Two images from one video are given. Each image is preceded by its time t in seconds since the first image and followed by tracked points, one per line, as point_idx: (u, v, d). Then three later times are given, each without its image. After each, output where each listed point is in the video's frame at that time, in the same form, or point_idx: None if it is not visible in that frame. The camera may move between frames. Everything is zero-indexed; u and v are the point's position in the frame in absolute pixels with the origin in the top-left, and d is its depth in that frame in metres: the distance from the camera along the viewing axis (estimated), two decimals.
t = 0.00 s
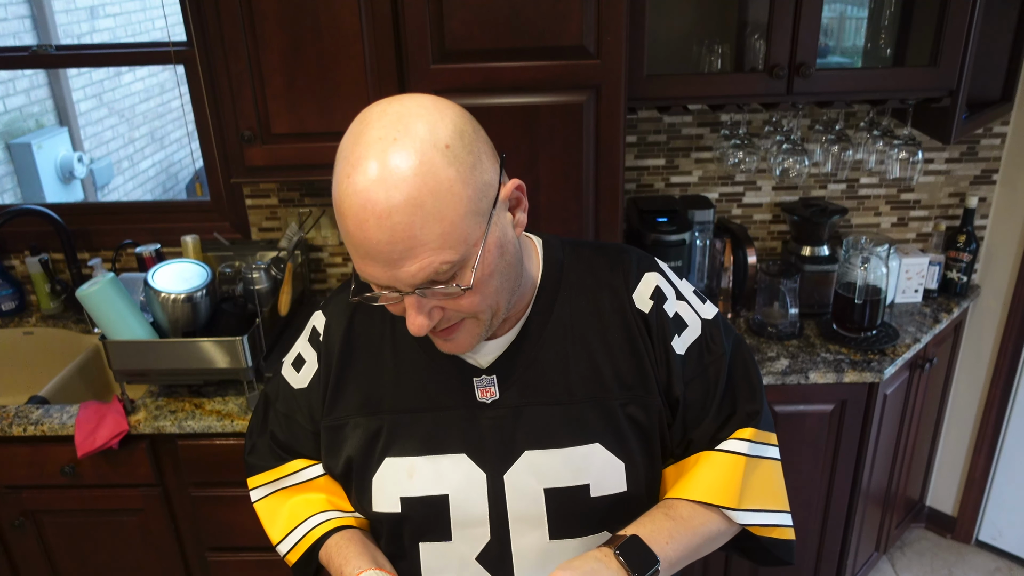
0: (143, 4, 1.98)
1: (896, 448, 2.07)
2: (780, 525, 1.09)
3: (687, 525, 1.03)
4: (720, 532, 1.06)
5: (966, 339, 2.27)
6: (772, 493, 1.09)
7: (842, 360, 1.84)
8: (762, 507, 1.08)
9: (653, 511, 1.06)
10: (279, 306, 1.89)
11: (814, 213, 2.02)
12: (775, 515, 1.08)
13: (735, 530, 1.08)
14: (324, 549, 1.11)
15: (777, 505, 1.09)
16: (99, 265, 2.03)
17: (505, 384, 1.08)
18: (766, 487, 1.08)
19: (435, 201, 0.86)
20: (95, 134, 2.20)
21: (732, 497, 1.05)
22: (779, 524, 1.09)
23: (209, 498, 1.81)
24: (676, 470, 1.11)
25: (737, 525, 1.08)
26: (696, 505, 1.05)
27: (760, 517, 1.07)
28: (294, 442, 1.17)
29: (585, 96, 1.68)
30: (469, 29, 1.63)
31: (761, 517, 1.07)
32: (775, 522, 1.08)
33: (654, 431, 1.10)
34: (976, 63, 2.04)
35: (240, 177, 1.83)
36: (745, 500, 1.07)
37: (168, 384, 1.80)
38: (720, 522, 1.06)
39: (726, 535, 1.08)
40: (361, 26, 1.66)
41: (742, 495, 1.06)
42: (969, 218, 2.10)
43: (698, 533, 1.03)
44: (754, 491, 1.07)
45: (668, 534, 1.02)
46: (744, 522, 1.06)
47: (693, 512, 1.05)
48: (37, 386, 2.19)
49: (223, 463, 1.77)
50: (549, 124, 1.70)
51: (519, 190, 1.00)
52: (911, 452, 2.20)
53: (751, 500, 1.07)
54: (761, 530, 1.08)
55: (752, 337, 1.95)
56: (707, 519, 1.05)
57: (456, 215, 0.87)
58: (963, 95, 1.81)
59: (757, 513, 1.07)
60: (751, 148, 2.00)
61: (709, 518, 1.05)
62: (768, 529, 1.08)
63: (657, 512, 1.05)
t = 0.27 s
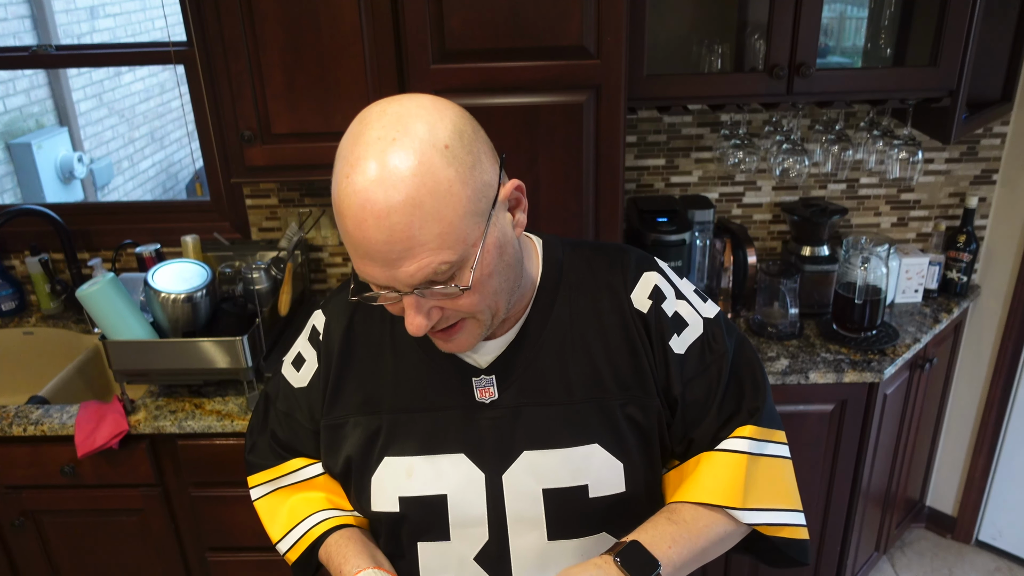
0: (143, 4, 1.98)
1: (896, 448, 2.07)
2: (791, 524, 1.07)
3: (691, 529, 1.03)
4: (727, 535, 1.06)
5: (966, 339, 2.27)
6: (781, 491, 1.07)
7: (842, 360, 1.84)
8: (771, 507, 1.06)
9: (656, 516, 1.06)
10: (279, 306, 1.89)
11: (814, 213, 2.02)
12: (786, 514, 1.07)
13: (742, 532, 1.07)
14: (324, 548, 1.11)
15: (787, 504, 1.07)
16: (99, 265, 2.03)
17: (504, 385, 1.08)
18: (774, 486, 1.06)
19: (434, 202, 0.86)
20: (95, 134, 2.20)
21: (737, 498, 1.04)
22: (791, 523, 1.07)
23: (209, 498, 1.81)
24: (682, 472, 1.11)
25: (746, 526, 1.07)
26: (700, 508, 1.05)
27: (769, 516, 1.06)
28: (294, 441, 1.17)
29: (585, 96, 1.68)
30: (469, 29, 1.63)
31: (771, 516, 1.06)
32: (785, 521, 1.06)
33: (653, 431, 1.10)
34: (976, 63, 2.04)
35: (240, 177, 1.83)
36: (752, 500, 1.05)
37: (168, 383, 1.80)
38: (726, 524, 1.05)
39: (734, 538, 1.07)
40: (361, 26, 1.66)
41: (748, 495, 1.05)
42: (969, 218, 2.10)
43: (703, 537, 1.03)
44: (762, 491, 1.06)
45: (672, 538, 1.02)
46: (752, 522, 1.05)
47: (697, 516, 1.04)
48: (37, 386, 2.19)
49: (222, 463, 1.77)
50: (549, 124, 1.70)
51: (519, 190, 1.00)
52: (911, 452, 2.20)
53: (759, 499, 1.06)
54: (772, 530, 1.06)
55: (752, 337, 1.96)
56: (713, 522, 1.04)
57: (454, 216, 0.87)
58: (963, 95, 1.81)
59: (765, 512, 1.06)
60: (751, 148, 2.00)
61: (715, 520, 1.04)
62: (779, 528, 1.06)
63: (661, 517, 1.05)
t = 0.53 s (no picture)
0: (143, 4, 1.98)
1: (896, 448, 2.07)
2: (795, 520, 1.06)
3: (688, 526, 1.03)
4: (726, 531, 1.05)
5: (966, 339, 2.27)
6: (783, 486, 1.06)
7: (842, 360, 1.84)
8: (774, 502, 1.05)
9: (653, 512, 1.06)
10: (279, 306, 1.89)
11: (814, 213, 2.02)
12: (788, 509, 1.06)
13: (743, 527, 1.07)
14: (325, 549, 1.11)
15: (790, 500, 1.06)
16: (99, 265, 2.03)
17: (501, 384, 1.08)
18: (775, 481, 1.06)
19: (430, 202, 0.86)
20: (95, 134, 2.20)
21: (737, 494, 1.03)
22: (795, 519, 1.06)
23: (209, 498, 1.81)
24: (682, 467, 1.10)
25: (748, 521, 1.06)
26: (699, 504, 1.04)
27: (772, 512, 1.05)
28: (294, 443, 1.17)
29: (584, 96, 1.68)
30: (469, 29, 1.63)
31: (773, 512, 1.05)
32: (789, 517, 1.06)
33: (649, 430, 1.10)
34: (976, 63, 2.04)
35: (240, 177, 1.83)
36: (754, 496, 1.04)
37: (168, 384, 1.80)
38: (725, 521, 1.04)
39: (735, 534, 1.06)
40: (361, 26, 1.66)
41: (748, 491, 1.04)
42: (969, 218, 2.10)
43: (701, 533, 1.03)
44: (762, 486, 1.05)
45: (668, 535, 1.02)
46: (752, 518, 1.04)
47: (695, 512, 1.04)
48: (37, 386, 2.19)
49: (222, 463, 1.77)
50: (549, 124, 1.70)
51: (515, 190, 1.00)
52: (911, 452, 2.20)
53: (760, 495, 1.05)
54: (775, 525, 1.06)
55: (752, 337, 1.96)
56: (711, 518, 1.04)
57: (451, 216, 0.87)
58: (963, 95, 1.81)
59: (767, 508, 1.05)
60: (751, 148, 2.00)
61: (714, 517, 1.04)
62: (783, 523, 1.05)
63: (659, 513, 1.05)
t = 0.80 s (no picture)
0: (143, 4, 1.98)
1: (896, 448, 2.07)
2: (796, 513, 1.05)
3: (688, 524, 1.02)
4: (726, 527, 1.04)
5: (966, 339, 2.27)
6: (784, 478, 1.05)
7: (842, 360, 1.84)
8: (775, 495, 1.04)
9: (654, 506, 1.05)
10: (278, 306, 1.88)
11: (814, 213, 2.02)
12: (789, 501, 1.05)
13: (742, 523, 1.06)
14: (327, 553, 1.11)
15: (792, 492, 1.05)
16: (99, 265, 2.03)
17: (498, 384, 1.08)
18: (776, 473, 1.05)
19: (427, 202, 0.86)
20: (95, 134, 2.20)
21: (739, 485, 1.02)
22: (796, 511, 1.05)
23: (208, 498, 1.81)
24: (682, 461, 1.09)
25: (750, 514, 1.05)
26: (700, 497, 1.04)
27: (773, 504, 1.04)
28: (293, 446, 1.17)
29: (584, 96, 1.68)
30: (469, 29, 1.63)
31: (774, 503, 1.04)
32: (790, 509, 1.05)
33: (645, 428, 1.10)
34: (976, 62, 2.04)
35: (239, 177, 1.83)
36: (755, 488, 1.03)
37: (168, 384, 1.80)
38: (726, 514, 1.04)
39: (734, 529, 1.06)
40: (361, 26, 1.66)
41: (749, 483, 1.03)
42: (969, 218, 2.10)
43: (701, 531, 1.02)
44: (764, 477, 1.04)
45: (669, 533, 1.01)
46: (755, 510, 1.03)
47: (696, 510, 1.03)
48: (37, 386, 2.19)
49: (221, 463, 1.77)
50: (549, 124, 1.70)
51: (511, 188, 1.00)
52: (911, 452, 2.20)
53: (761, 487, 1.04)
54: (776, 517, 1.05)
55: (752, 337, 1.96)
56: (711, 514, 1.03)
57: (448, 216, 0.87)
58: (963, 95, 1.81)
59: (769, 500, 1.04)
60: (751, 148, 2.00)
61: (714, 512, 1.03)
62: (784, 515, 1.04)
63: (660, 507, 1.04)
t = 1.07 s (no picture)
0: (143, 4, 1.98)
1: (895, 448, 2.07)
2: (798, 504, 1.04)
3: (698, 509, 1.00)
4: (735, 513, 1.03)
5: (966, 339, 2.27)
6: (787, 468, 1.05)
7: (842, 360, 1.83)
8: (779, 484, 1.04)
9: (659, 495, 1.03)
10: (278, 307, 1.89)
11: (814, 213, 2.02)
12: (793, 492, 1.04)
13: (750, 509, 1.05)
14: (325, 557, 1.10)
15: (795, 483, 1.05)
16: (99, 265, 2.03)
17: (497, 384, 1.08)
18: (780, 463, 1.04)
19: (422, 200, 0.86)
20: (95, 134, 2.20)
21: (745, 471, 1.01)
22: (798, 503, 1.04)
23: (208, 498, 1.81)
24: (685, 453, 1.08)
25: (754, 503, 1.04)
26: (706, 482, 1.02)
27: (778, 493, 1.03)
28: (290, 446, 1.17)
29: (584, 96, 1.68)
30: (469, 29, 1.63)
31: (778, 492, 1.03)
32: (793, 500, 1.04)
33: (647, 428, 1.10)
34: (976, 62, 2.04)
35: (239, 177, 1.83)
36: (760, 476, 1.03)
37: (168, 384, 1.80)
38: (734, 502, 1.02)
39: (742, 516, 1.04)
40: (361, 26, 1.66)
41: (755, 470, 1.02)
42: (969, 218, 2.10)
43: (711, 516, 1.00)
44: (768, 466, 1.04)
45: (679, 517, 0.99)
46: (761, 498, 1.02)
47: (704, 496, 1.01)
48: (38, 386, 2.19)
49: (221, 463, 1.77)
50: (549, 124, 1.70)
51: (507, 187, 1.00)
52: (911, 452, 2.20)
53: (765, 475, 1.03)
54: (778, 507, 1.04)
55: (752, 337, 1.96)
56: (720, 500, 1.01)
57: (443, 214, 0.87)
58: (963, 95, 1.81)
59: (773, 489, 1.03)
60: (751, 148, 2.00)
61: (722, 497, 1.02)
62: (786, 506, 1.04)
63: (669, 492, 1.03)
